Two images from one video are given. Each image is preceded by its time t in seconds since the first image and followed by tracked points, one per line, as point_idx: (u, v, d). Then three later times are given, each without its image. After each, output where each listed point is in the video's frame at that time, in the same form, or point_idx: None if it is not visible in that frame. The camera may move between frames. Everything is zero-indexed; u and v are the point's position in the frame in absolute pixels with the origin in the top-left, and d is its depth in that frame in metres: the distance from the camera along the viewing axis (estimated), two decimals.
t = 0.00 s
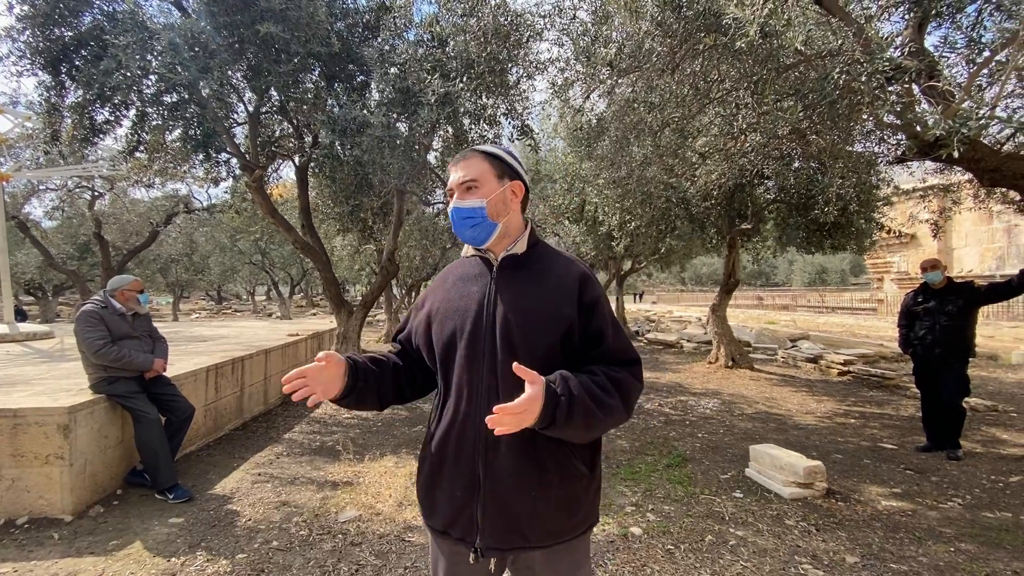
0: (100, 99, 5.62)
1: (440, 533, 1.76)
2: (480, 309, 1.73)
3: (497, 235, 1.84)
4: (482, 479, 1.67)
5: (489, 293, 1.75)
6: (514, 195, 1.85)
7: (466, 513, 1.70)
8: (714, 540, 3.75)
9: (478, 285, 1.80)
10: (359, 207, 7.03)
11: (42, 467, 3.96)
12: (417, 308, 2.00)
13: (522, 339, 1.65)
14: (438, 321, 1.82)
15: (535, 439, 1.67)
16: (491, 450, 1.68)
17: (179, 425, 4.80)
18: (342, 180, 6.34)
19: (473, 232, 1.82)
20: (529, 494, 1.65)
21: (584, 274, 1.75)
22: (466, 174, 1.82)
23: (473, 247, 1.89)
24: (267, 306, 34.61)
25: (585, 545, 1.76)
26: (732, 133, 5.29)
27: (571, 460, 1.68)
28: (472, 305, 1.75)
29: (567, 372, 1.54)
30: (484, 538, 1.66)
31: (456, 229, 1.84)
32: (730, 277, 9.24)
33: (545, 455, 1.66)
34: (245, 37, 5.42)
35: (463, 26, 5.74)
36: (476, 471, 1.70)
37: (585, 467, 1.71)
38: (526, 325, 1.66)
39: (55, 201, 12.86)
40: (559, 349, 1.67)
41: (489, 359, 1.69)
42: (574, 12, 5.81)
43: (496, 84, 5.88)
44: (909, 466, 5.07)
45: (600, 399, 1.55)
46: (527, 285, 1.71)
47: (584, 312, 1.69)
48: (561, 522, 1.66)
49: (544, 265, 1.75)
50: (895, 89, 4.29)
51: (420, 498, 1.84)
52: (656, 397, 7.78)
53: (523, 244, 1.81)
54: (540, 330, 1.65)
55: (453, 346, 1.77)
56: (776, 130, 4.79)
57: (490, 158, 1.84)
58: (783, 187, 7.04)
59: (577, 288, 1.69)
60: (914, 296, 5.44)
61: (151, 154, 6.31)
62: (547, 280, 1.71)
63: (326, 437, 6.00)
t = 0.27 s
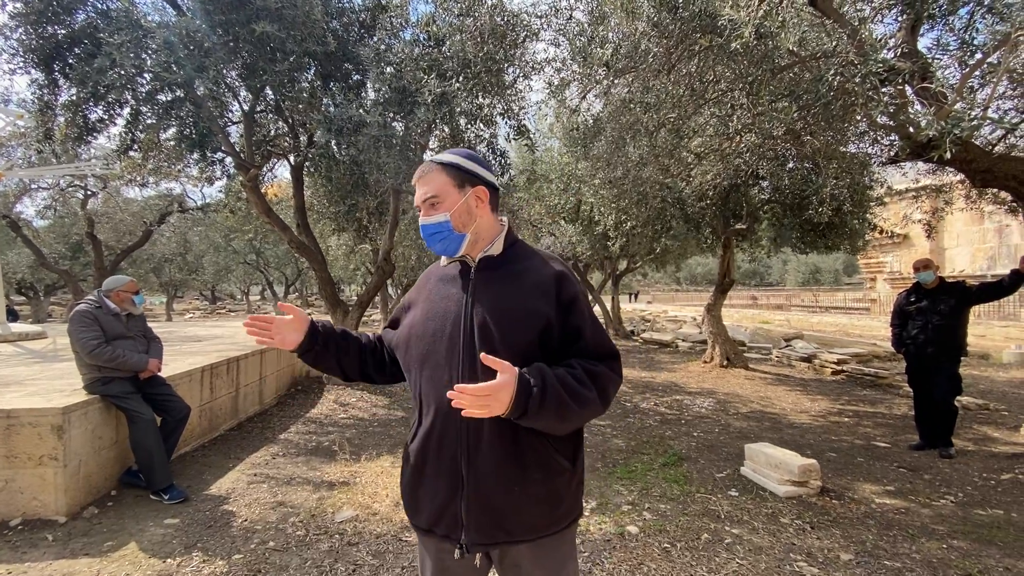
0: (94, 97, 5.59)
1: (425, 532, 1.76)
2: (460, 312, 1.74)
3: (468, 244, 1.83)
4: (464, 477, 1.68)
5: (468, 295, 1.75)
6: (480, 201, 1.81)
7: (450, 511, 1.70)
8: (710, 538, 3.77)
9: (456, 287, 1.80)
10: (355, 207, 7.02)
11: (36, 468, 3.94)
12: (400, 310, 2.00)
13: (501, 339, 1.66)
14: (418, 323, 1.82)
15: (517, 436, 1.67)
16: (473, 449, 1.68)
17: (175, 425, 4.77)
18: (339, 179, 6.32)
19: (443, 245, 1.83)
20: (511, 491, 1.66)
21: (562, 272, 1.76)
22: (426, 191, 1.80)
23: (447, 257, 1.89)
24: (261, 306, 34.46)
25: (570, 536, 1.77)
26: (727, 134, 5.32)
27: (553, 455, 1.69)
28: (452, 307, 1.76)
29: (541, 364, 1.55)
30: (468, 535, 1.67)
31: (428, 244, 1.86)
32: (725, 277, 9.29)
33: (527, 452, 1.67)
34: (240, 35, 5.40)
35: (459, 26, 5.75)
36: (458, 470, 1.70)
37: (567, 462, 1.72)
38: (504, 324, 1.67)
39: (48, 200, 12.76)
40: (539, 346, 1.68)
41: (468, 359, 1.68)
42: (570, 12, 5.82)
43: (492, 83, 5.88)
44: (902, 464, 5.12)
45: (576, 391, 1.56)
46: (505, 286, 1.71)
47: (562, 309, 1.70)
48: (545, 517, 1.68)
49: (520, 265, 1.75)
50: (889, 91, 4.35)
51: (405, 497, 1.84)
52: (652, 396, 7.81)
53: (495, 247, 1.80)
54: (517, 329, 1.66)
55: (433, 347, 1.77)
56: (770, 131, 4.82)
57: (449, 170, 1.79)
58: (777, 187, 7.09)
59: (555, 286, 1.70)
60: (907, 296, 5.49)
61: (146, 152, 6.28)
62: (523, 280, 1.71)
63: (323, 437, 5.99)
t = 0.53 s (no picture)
0: (90, 97, 5.56)
1: (412, 528, 1.77)
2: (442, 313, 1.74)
3: (454, 241, 1.81)
4: (445, 473, 1.67)
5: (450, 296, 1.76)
6: (469, 201, 1.80)
7: (433, 507, 1.70)
8: (708, 537, 3.79)
9: (439, 288, 1.81)
10: (352, 207, 7.01)
11: (31, 469, 3.91)
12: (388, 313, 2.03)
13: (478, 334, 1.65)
14: (404, 326, 1.84)
15: (496, 431, 1.65)
16: (453, 445, 1.67)
17: (172, 426, 4.75)
18: (336, 180, 6.32)
19: (428, 240, 1.80)
20: (491, 486, 1.64)
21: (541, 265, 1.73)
22: (417, 186, 1.77)
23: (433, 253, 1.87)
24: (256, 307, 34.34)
25: (558, 533, 1.75)
26: (724, 135, 5.32)
27: (534, 450, 1.66)
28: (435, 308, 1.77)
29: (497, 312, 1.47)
30: (449, 531, 1.66)
31: (414, 238, 1.83)
32: (721, 277, 9.33)
33: (507, 448, 1.64)
34: (237, 35, 5.39)
35: (457, 26, 5.75)
36: (440, 466, 1.69)
37: (550, 458, 1.69)
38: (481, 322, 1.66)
39: (41, 200, 12.69)
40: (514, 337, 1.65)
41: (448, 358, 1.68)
42: (568, 13, 5.84)
43: (489, 83, 5.88)
44: (897, 463, 5.16)
45: (533, 343, 1.44)
46: (483, 283, 1.71)
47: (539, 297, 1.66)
48: (527, 514, 1.65)
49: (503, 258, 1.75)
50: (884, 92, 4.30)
51: (394, 494, 1.85)
52: (648, 396, 7.83)
53: (478, 246, 1.79)
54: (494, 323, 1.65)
55: (416, 346, 1.78)
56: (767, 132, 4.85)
57: (440, 167, 1.77)
58: (773, 188, 7.12)
59: (532, 278, 1.68)
60: (901, 296, 5.53)
61: (141, 152, 6.25)
62: (501, 276, 1.71)
63: (320, 437, 5.98)
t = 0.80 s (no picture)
0: (87, 97, 5.54)
1: (407, 526, 1.72)
2: (432, 310, 1.73)
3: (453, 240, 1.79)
4: (438, 466, 1.63)
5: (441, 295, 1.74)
6: (470, 202, 1.81)
7: (428, 502, 1.66)
8: (706, 536, 3.81)
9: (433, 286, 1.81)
10: (350, 208, 7.01)
11: (28, 471, 3.89)
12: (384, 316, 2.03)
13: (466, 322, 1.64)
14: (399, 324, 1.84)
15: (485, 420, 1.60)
16: (445, 437, 1.63)
17: (169, 427, 4.73)
18: (334, 180, 6.31)
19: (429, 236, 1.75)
20: (480, 477, 1.58)
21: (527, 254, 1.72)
22: (423, 182, 1.73)
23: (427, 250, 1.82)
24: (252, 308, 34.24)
25: (554, 528, 1.70)
26: (721, 136, 5.37)
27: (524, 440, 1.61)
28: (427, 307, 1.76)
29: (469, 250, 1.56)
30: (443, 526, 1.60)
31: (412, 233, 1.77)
32: (718, 278, 9.36)
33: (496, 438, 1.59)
34: (235, 36, 5.38)
35: (456, 28, 5.76)
36: (433, 460, 1.65)
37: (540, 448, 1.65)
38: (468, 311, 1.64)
39: (36, 200, 12.63)
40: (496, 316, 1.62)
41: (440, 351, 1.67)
42: (566, 14, 5.86)
43: (487, 84, 5.89)
44: (893, 463, 5.19)
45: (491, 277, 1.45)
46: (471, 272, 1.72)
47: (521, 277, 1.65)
48: (520, 506, 1.60)
49: (494, 253, 1.74)
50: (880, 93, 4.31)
51: (390, 493, 1.81)
52: (646, 396, 7.86)
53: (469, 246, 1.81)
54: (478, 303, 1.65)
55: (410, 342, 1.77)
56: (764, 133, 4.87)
57: (448, 165, 1.76)
58: (769, 189, 7.16)
59: (514, 262, 1.68)
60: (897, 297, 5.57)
61: (138, 153, 6.23)
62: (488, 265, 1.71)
63: (318, 438, 5.97)
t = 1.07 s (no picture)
0: (85, 97, 5.53)
1: (407, 525, 1.73)
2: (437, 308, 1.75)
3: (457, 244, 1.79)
4: (437, 464, 1.64)
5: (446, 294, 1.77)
6: (476, 207, 1.80)
7: (426, 501, 1.67)
8: (705, 536, 3.82)
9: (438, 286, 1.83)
10: (348, 209, 7.01)
11: (26, 473, 3.88)
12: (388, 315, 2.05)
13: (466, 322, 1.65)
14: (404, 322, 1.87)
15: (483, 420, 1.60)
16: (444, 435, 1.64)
17: (168, 428, 4.72)
18: (332, 181, 6.31)
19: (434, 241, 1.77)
20: (477, 477, 1.58)
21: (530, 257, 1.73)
22: (428, 190, 1.73)
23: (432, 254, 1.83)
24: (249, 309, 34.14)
25: (553, 530, 1.70)
26: (718, 138, 5.41)
27: (521, 440, 1.61)
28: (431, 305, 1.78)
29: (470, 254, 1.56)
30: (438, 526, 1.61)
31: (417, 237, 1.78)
32: (716, 279, 9.39)
33: (494, 438, 1.59)
34: (234, 37, 5.38)
35: (454, 29, 5.76)
36: (432, 458, 1.66)
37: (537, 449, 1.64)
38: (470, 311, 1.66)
39: (32, 201, 12.57)
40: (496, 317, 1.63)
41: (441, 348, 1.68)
42: (564, 16, 5.88)
43: (485, 85, 5.89)
44: (890, 462, 5.22)
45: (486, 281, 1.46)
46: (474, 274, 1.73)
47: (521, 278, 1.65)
48: (516, 507, 1.59)
49: (497, 255, 1.75)
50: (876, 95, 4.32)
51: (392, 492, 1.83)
52: (644, 397, 7.88)
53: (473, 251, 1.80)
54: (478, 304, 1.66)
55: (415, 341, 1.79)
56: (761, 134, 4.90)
57: (453, 171, 1.76)
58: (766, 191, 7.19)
59: (515, 264, 1.68)
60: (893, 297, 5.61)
61: (136, 153, 6.22)
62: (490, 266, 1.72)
63: (317, 440, 5.96)
